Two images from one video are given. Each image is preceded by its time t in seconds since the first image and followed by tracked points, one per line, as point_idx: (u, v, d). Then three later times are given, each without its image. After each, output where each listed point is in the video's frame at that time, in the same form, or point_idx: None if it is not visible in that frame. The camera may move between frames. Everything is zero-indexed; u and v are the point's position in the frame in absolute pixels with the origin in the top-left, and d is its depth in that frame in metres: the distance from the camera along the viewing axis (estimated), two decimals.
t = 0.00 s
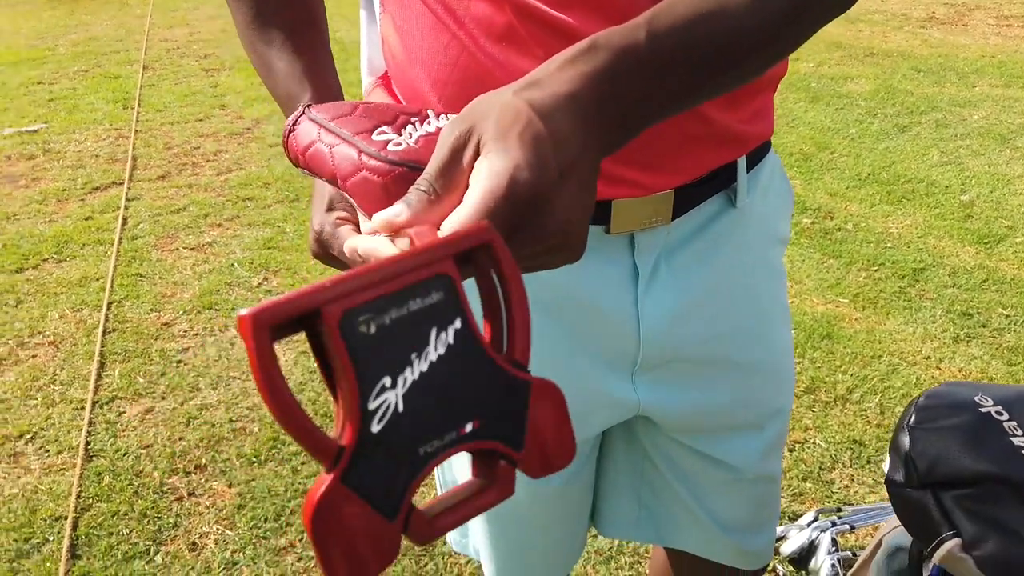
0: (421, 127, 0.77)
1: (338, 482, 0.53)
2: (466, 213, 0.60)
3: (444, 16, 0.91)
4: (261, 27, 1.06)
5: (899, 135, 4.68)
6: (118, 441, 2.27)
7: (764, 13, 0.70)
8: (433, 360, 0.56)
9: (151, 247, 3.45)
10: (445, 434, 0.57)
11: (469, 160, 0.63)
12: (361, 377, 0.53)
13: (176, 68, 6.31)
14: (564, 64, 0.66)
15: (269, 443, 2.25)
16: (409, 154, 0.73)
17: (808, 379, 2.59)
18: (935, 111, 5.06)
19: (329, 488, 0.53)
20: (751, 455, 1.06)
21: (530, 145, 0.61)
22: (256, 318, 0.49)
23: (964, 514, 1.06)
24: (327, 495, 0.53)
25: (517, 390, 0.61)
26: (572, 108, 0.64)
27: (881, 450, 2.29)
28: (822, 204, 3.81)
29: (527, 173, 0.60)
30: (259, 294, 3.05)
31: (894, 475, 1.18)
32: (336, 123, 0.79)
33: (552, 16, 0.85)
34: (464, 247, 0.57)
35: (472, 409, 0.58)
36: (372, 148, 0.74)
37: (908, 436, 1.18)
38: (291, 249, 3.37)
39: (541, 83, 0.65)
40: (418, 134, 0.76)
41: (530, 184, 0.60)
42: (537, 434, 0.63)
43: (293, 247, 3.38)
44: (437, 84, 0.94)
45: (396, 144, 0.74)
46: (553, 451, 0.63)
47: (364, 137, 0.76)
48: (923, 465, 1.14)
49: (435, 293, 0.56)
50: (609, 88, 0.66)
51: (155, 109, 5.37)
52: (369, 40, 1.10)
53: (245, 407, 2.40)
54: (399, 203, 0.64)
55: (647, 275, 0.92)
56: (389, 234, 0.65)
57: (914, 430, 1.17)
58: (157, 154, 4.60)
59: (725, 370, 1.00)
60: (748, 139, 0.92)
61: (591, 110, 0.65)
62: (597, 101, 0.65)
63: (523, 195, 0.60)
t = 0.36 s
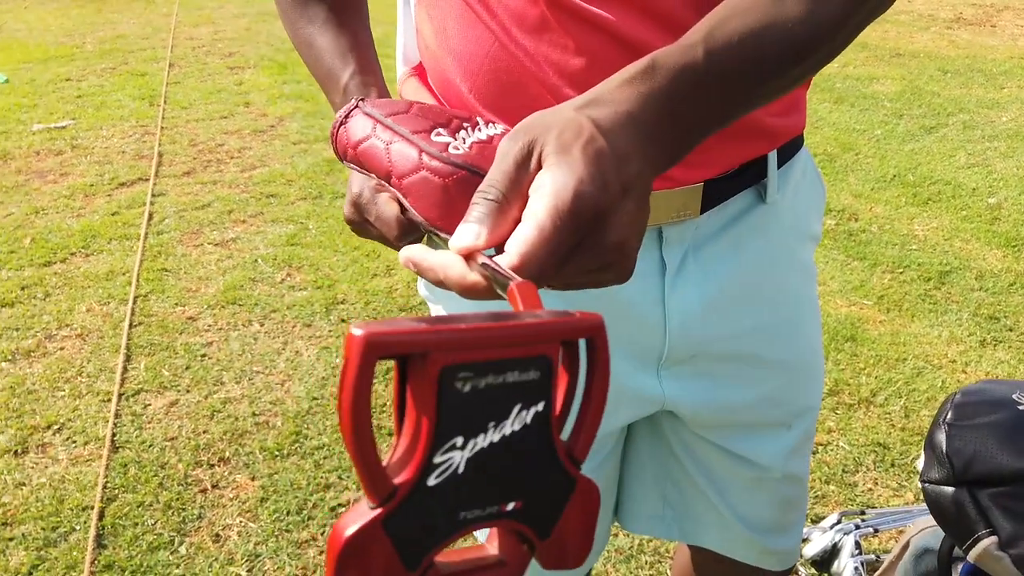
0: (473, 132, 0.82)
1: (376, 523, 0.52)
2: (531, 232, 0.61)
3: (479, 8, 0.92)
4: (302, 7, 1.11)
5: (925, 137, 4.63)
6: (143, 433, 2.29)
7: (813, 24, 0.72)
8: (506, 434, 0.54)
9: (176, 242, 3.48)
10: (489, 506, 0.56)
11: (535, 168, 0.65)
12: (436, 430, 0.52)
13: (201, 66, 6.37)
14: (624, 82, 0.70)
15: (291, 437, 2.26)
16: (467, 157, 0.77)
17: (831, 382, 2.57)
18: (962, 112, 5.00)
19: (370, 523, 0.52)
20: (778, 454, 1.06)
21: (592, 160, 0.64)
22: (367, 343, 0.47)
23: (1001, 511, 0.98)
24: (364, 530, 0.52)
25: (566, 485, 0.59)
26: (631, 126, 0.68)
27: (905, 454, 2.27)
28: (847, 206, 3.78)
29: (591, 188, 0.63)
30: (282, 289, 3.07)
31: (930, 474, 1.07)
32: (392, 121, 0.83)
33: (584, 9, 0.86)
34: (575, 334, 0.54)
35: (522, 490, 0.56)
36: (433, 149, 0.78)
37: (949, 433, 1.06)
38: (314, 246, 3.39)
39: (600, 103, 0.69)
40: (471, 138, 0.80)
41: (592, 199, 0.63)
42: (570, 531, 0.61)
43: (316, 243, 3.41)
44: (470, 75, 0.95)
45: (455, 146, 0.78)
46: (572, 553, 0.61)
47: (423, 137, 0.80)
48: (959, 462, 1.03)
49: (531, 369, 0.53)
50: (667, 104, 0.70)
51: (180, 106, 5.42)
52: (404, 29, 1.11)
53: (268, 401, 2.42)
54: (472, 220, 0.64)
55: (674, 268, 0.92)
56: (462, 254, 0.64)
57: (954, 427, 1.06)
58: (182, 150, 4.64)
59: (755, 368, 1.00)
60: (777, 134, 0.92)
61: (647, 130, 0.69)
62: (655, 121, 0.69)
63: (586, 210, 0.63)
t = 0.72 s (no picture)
0: (501, 121, 0.81)
1: (363, 541, 0.52)
2: (558, 246, 0.61)
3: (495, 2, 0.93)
4: None
5: (942, 138, 4.60)
6: (157, 429, 2.31)
7: (840, 37, 0.73)
8: (509, 472, 0.55)
9: (190, 239, 3.50)
10: (478, 538, 0.56)
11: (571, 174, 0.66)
12: (444, 458, 0.52)
13: (216, 64, 6.40)
14: (656, 92, 0.71)
15: (303, 434, 2.27)
16: (497, 156, 0.77)
17: (846, 383, 2.56)
18: (980, 113, 4.96)
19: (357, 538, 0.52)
20: (794, 455, 1.05)
21: (624, 175, 0.65)
22: (394, 363, 0.45)
23: (1019, 510, 0.93)
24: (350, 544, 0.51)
25: (553, 528, 0.60)
26: (661, 138, 0.69)
27: (920, 457, 2.25)
28: (862, 207, 3.76)
29: (617, 206, 0.64)
30: (295, 287, 3.08)
31: (946, 472, 1.01)
32: (422, 101, 0.82)
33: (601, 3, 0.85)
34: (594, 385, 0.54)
35: (511, 527, 0.57)
36: (465, 143, 0.78)
37: (967, 433, 1.00)
38: (327, 244, 3.40)
39: (637, 113, 0.69)
40: (499, 130, 0.80)
41: (619, 216, 0.64)
42: (549, 574, 0.62)
43: (329, 241, 3.42)
44: (485, 70, 0.95)
45: (486, 141, 0.78)
46: None
47: (454, 127, 0.79)
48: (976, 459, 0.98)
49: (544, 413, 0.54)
50: (695, 115, 0.71)
51: (194, 104, 5.45)
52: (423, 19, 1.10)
53: (280, 398, 2.43)
54: (500, 227, 0.64)
55: (687, 267, 0.91)
56: (485, 260, 0.64)
57: (974, 426, 1.00)
58: (196, 148, 4.67)
59: (770, 368, 0.99)
60: (794, 134, 0.91)
61: (680, 138, 0.71)
62: (684, 131, 0.70)
63: (614, 227, 0.63)
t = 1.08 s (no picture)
0: (512, 151, 0.83)
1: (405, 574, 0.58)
2: (573, 283, 0.65)
3: None
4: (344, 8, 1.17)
5: (956, 138, 4.57)
6: (166, 425, 2.31)
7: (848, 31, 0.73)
8: (541, 541, 0.63)
9: (200, 237, 3.51)
10: None
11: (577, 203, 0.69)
12: (495, 519, 0.59)
13: (226, 62, 6.41)
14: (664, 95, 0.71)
15: (312, 432, 2.27)
16: (503, 196, 0.78)
17: (857, 385, 2.54)
18: (994, 113, 4.93)
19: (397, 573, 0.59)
20: (805, 455, 1.04)
21: (629, 197, 0.66)
22: (487, 436, 0.52)
23: None
24: None
25: None
26: (670, 143, 0.70)
27: (933, 459, 2.23)
28: (874, 207, 3.73)
29: (626, 224, 0.65)
30: (304, 284, 3.08)
31: (959, 470, 0.93)
32: (429, 155, 0.84)
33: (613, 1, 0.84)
34: (635, 485, 0.60)
35: None
36: (472, 190, 0.79)
37: (983, 431, 0.91)
38: (337, 242, 3.40)
39: (642, 121, 0.70)
40: (510, 162, 0.82)
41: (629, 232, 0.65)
42: None
43: (339, 239, 3.42)
44: (497, 66, 0.95)
45: (493, 182, 0.80)
46: None
47: (460, 175, 0.81)
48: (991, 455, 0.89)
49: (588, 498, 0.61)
50: (705, 119, 0.71)
51: (205, 102, 5.46)
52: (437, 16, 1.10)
53: (289, 396, 2.43)
54: (506, 248, 0.68)
55: (695, 266, 0.91)
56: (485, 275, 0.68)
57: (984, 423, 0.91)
58: (206, 146, 4.68)
59: (780, 368, 0.99)
60: (807, 131, 0.89)
61: (687, 142, 0.71)
62: (693, 136, 0.71)
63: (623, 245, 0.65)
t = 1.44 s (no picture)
0: (506, 119, 0.84)
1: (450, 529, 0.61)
2: (572, 265, 0.67)
3: None
4: None
5: (968, 136, 4.53)
6: (172, 416, 2.32)
7: (855, 14, 0.72)
8: (573, 522, 0.65)
9: (208, 231, 3.51)
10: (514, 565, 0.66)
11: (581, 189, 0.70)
12: (541, 492, 0.62)
13: (236, 59, 6.43)
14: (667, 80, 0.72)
15: (317, 423, 2.27)
16: (506, 166, 0.79)
17: (866, 381, 2.51)
18: (1007, 111, 4.89)
19: (436, 530, 0.61)
20: (807, 444, 1.03)
21: (636, 182, 0.67)
22: (562, 394, 0.55)
23: None
24: (427, 534, 0.61)
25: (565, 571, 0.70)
26: (669, 125, 0.71)
27: (942, 455, 2.21)
28: (885, 204, 3.70)
29: (626, 210, 0.67)
30: (311, 278, 3.09)
31: (965, 447, 0.92)
32: (426, 113, 0.83)
33: None
34: (668, 478, 0.63)
35: (542, 560, 0.68)
36: (476, 156, 0.79)
37: (988, 407, 0.90)
38: (344, 237, 3.40)
39: (652, 106, 0.71)
40: (506, 131, 0.82)
41: (630, 216, 0.66)
42: None
43: (346, 234, 3.42)
44: (492, 40, 0.95)
45: (496, 151, 0.80)
46: None
47: (462, 138, 0.81)
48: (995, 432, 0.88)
49: (625, 485, 0.63)
50: (706, 102, 0.72)
51: (215, 98, 5.48)
52: None
53: (295, 388, 2.43)
54: (523, 248, 0.68)
55: (695, 248, 0.89)
56: (507, 284, 0.68)
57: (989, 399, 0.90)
58: (216, 141, 4.69)
59: (782, 355, 0.98)
60: (810, 111, 0.88)
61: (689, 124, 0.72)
62: (691, 116, 0.72)
63: (624, 230, 0.66)
